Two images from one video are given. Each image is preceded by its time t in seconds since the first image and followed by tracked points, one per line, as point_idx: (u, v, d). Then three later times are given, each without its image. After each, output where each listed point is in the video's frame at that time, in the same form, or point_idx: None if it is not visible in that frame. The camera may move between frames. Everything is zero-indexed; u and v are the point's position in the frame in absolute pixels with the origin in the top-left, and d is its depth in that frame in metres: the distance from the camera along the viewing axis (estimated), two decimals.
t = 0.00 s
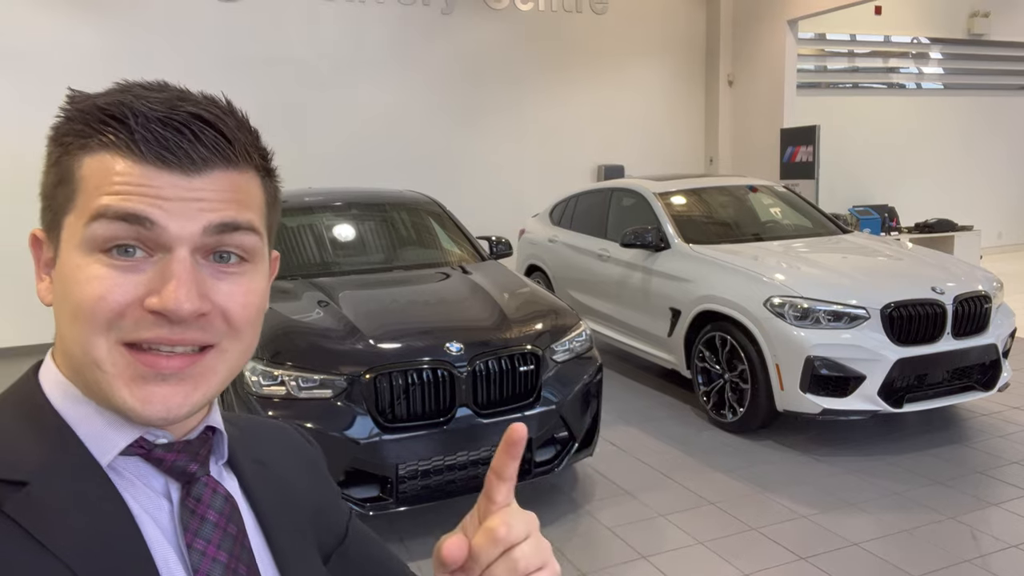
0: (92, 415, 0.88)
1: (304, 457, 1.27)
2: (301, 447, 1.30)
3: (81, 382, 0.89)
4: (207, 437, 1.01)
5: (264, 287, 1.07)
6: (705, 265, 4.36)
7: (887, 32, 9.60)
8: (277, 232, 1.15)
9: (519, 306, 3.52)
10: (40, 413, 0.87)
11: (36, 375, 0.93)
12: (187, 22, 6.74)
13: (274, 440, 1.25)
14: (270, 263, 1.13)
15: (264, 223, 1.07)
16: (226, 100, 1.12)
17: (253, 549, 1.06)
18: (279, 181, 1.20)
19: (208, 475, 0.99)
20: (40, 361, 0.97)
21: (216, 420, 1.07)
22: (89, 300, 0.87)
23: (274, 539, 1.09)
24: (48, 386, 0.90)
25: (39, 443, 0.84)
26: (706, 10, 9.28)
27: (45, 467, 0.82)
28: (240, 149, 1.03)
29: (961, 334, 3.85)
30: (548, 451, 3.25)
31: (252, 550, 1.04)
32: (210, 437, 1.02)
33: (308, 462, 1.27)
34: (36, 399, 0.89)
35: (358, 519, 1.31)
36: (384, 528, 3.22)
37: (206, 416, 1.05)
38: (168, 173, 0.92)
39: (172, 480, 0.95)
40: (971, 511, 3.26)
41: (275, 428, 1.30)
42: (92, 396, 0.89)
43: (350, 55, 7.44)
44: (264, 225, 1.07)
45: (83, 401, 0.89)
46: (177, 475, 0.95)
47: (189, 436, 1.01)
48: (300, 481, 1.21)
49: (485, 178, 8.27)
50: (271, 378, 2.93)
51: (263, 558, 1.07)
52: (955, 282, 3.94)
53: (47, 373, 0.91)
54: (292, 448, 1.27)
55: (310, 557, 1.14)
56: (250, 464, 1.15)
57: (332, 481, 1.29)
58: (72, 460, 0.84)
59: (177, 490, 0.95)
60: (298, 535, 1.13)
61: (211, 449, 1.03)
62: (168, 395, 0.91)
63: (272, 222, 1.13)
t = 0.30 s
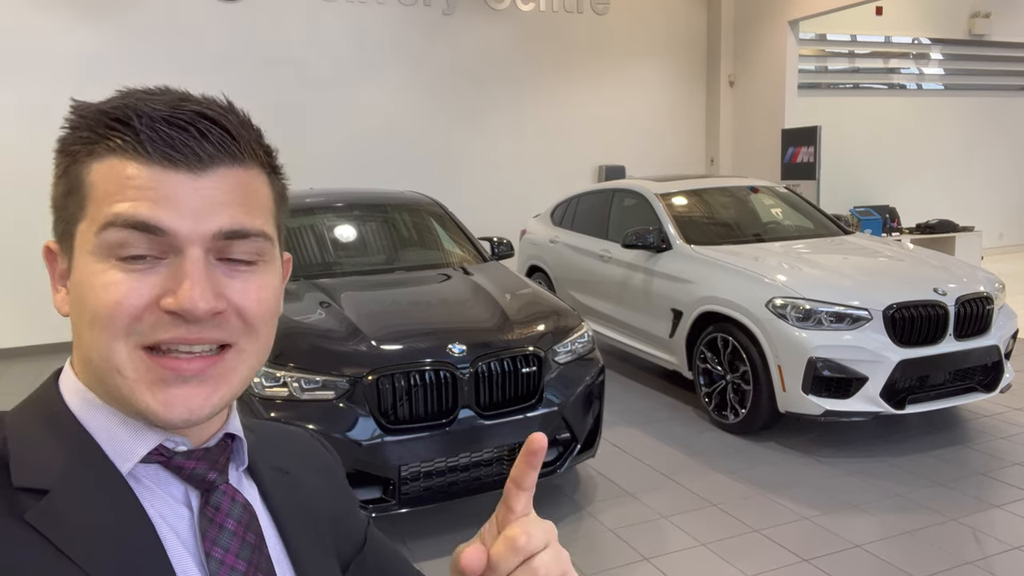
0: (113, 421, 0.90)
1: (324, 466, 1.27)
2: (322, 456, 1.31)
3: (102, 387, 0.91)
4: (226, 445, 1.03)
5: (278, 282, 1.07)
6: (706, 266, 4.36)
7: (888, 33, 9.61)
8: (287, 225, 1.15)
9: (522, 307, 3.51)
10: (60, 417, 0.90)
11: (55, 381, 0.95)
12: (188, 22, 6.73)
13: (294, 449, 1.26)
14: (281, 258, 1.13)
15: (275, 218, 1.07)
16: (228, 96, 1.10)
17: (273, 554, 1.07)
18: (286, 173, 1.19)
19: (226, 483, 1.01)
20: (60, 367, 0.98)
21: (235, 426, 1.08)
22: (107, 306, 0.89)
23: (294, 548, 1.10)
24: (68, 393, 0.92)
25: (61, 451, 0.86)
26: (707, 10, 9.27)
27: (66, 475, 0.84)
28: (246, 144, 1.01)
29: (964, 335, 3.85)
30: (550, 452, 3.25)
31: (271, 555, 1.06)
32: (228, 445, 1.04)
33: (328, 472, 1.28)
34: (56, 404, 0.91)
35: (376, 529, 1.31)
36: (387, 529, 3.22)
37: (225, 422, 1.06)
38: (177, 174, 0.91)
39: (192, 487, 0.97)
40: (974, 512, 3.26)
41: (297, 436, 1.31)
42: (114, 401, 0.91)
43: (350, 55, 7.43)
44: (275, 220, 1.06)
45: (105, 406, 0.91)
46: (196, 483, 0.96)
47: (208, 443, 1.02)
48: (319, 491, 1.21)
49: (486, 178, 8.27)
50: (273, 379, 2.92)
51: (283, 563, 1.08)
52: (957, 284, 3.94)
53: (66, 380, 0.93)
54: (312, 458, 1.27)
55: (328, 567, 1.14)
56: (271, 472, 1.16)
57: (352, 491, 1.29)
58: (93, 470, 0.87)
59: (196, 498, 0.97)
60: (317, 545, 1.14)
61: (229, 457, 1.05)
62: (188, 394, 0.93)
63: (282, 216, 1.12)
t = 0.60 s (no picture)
0: (118, 421, 0.92)
1: (335, 471, 1.28)
2: (335, 462, 1.31)
3: (102, 387, 0.91)
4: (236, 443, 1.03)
5: (264, 267, 1.08)
6: (707, 267, 4.36)
7: (888, 34, 9.61)
8: (264, 213, 1.15)
9: (522, 308, 3.51)
10: (68, 420, 0.91)
11: (61, 387, 0.96)
12: (188, 22, 6.73)
13: (307, 454, 1.26)
14: (265, 246, 1.13)
15: (250, 205, 1.07)
16: (186, 92, 1.11)
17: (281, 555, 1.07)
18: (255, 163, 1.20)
19: (236, 481, 1.01)
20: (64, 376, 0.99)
21: (245, 424, 1.08)
22: (96, 307, 0.89)
23: (301, 550, 1.10)
24: (75, 398, 0.93)
25: (70, 454, 0.87)
26: (707, 10, 9.27)
27: (74, 478, 0.86)
28: (209, 131, 1.02)
29: (964, 336, 3.85)
30: (550, 453, 3.25)
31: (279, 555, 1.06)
32: (237, 443, 1.04)
33: (340, 478, 1.27)
34: (61, 408, 0.92)
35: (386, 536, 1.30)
36: (387, 531, 3.22)
37: (234, 420, 1.06)
38: (146, 166, 0.92)
39: (201, 486, 0.97)
40: (974, 513, 3.26)
41: (308, 439, 1.31)
42: (116, 399, 0.91)
43: (351, 56, 7.44)
44: (250, 205, 1.07)
45: (109, 408, 0.92)
46: (205, 481, 0.97)
47: (217, 442, 1.02)
48: (328, 494, 1.21)
49: (486, 178, 8.27)
50: (274, 380, 2.92)
51: (290, 565, 1.08)
52: (957, 284, 3.94)
53: (71, 388, 0.94)
54: (325, 462, 1.28)
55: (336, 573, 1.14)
56: (281, 476, 1.17)
57: (363, 499, 1.29)
58: (101, 471, 0.88)
59: (205, 496, 0.97)
60: (325, 549, 1.14)
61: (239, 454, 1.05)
62: (193, 382, 0.93)
63: (257, 203, 1.13)
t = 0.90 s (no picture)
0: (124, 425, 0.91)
1: (337, 473, 1.27)
2: (337, 464, 1.31)
3: (110, 392, 0.91)
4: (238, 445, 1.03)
5: (270, 271, 1.08)
6: (707, 267, 4.36)
7: (888, 34, 9.61)
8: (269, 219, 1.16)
9: (522, 309, 3.51)
10: (68, 424, 0.91)
11: (62, 392, 0.96)
12: (187, 22, 6.73)
13: (309, 455, 1.26)
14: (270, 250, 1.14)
15: (258, 211, 1.08)
16: (192, 96, 1.13)
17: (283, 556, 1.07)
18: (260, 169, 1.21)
19: (238, 484, 1.01)
20: (64, 380, 0.99)
21: (247, 427, 1.09)
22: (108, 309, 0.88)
23: (304, 551, 1.10)
24: (76, 403, 0.93)
25: (71, 459, 0.88)
26: (707, 10, 9.26)
27: (75, 483, 0.86)
28: (218, 136, 1.03)
29: (964, 336, 3.86)
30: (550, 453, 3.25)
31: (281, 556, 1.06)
32: (239, 445, 1.04)
33: (342, 480, 1.27)
34: (63, 413, 0.92)
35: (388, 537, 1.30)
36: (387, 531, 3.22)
37: (235, 422, 1.06)
38: (157, 169, 0.93)
39: (203, 489, 0.97)
40: (974, 513, 3.26)
41: (309, 441, 1.31)
42: (125, 404, 0.91)
43: (351, 57, 7.44)
44: (258, 211, 1.07)
45: (116, 413, 0.91)
46: (207, 484, 0.97)
47: (219, 444, 1.02)
48: (330, 496, 1.21)
49: (486, 178, 8.27)
50: (274, 381, 2.92)
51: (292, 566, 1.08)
52: (957, 284, 3.94)
53: (74, 392, 0.94)
54: (326, 464, 1.27)
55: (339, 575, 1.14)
56: (282, 477, 1.17)
57: (365, 500, 1.29)
58: (102, 475, 0.88)
59: (207, 500, 0.97)
60: (326, 550, 1.14)
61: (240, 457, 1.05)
62: (205, 386, 0.93)
63: (264, 209, 1.13)
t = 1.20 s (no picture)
0: (121, 425, 0.91)
1: (337, 471, 1.28)
2: (338, 461, 1.31)
3: (107, 393, 0.91)
4: (236, 445, 1.03)
5: (275, 275, 1.08)
6: (707, 267, 4.35)
7: (888, 34, 9.61)
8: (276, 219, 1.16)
9: (522, 308, 3.51)
10: (66, 422, 0.91)
11: (61, 387, 0.96)
12: (187, 21, 6.73)
13: (309, 452, 1.26)
14: (276, 251, 1.14)
15: (265, 213, 1.08)
16: (206, 90, 1.12)
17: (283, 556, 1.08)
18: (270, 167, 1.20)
19: (237, 484, 1.01)
20: (62, 374, 0.99)
21: (245, 426, 1.09)
22: (105, 312, 0.88)
23: (303, 549, 1.10)
24: (74, 400, 0.93)
25: (68, 458, 0.87)
26: (707, 10, 9.26)
27: (73, 482, 0.85)
28: (228, 136, 1.03)
29: (964, 336, 3.86)
30: (550, 452, 3.25)
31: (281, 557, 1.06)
32: (238, 444, 1.04)
33: (342, 478, 1.28)
34: (60, 410, 0.92)
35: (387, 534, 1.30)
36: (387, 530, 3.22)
37: (234, 422, 1.07)
38: (162, 171, 0.92)
39: (202, 489, 0.98)
40: (974, 513, 3.26)
41: (309, 437, 1.31)
42: (122, 407, 0.91)
43: (351, 56, 7.44)
44: (265, 213, 1.07)
45: (114, 414, 0.91)
46: (205, 484, 0.97)
47: (217, 444, 1.03)
48: (329, 494, 1.21)
49: (486, 178, 8.26)
50: (274, 380, 2.91)
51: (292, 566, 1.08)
52: (958, 284, 3.94)
53: (71, 387, 0.94)
54: (326, 461, 1.28)
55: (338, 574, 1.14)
56: (282, 475, 1.17)
57: (365, 497, 1.30)
58: (100, 474, 0.88)
59: (206, 499, 0.98)
60: (325, 548, 1.14)
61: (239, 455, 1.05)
62: (201, 394, 0.93)
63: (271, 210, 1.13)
